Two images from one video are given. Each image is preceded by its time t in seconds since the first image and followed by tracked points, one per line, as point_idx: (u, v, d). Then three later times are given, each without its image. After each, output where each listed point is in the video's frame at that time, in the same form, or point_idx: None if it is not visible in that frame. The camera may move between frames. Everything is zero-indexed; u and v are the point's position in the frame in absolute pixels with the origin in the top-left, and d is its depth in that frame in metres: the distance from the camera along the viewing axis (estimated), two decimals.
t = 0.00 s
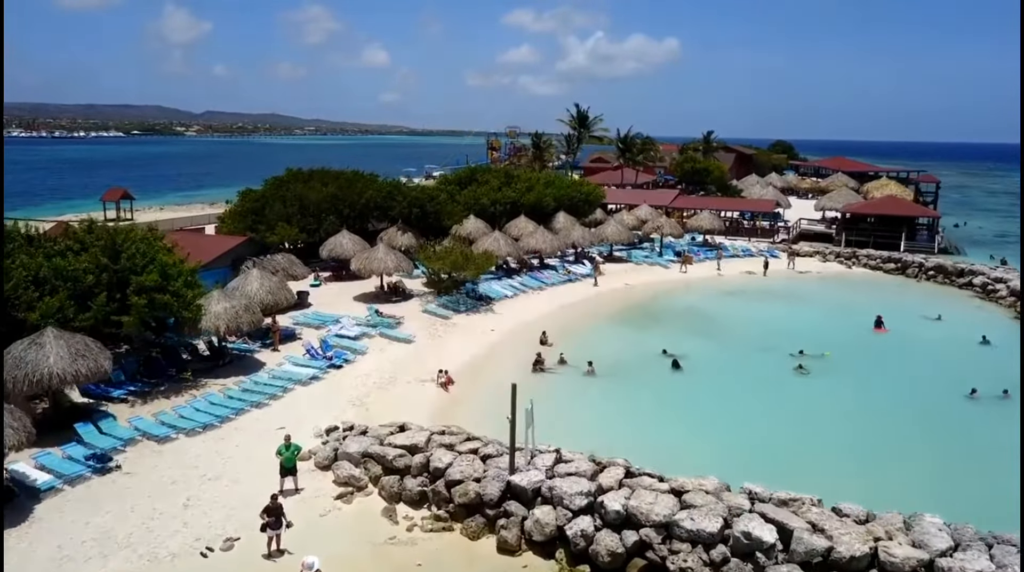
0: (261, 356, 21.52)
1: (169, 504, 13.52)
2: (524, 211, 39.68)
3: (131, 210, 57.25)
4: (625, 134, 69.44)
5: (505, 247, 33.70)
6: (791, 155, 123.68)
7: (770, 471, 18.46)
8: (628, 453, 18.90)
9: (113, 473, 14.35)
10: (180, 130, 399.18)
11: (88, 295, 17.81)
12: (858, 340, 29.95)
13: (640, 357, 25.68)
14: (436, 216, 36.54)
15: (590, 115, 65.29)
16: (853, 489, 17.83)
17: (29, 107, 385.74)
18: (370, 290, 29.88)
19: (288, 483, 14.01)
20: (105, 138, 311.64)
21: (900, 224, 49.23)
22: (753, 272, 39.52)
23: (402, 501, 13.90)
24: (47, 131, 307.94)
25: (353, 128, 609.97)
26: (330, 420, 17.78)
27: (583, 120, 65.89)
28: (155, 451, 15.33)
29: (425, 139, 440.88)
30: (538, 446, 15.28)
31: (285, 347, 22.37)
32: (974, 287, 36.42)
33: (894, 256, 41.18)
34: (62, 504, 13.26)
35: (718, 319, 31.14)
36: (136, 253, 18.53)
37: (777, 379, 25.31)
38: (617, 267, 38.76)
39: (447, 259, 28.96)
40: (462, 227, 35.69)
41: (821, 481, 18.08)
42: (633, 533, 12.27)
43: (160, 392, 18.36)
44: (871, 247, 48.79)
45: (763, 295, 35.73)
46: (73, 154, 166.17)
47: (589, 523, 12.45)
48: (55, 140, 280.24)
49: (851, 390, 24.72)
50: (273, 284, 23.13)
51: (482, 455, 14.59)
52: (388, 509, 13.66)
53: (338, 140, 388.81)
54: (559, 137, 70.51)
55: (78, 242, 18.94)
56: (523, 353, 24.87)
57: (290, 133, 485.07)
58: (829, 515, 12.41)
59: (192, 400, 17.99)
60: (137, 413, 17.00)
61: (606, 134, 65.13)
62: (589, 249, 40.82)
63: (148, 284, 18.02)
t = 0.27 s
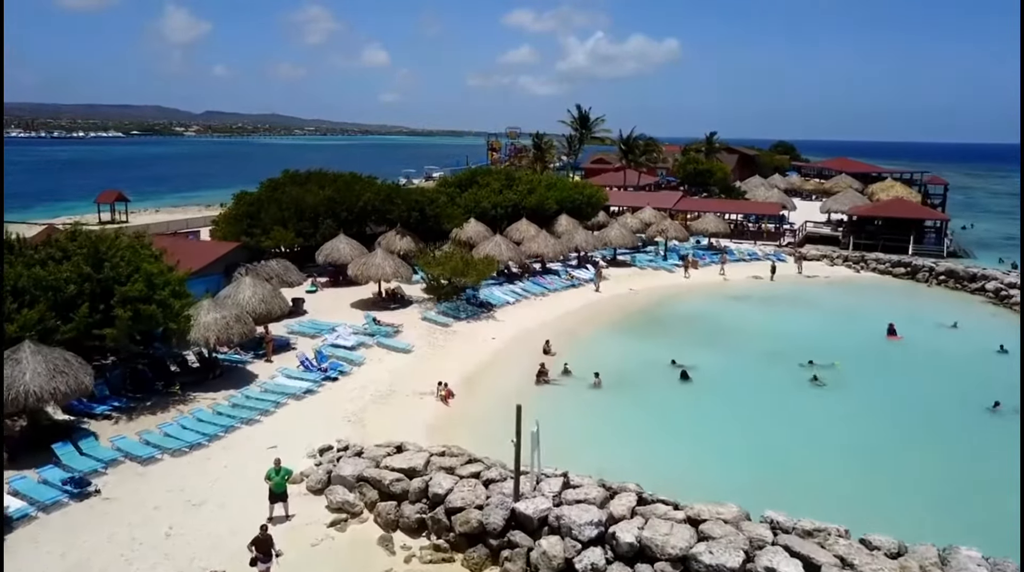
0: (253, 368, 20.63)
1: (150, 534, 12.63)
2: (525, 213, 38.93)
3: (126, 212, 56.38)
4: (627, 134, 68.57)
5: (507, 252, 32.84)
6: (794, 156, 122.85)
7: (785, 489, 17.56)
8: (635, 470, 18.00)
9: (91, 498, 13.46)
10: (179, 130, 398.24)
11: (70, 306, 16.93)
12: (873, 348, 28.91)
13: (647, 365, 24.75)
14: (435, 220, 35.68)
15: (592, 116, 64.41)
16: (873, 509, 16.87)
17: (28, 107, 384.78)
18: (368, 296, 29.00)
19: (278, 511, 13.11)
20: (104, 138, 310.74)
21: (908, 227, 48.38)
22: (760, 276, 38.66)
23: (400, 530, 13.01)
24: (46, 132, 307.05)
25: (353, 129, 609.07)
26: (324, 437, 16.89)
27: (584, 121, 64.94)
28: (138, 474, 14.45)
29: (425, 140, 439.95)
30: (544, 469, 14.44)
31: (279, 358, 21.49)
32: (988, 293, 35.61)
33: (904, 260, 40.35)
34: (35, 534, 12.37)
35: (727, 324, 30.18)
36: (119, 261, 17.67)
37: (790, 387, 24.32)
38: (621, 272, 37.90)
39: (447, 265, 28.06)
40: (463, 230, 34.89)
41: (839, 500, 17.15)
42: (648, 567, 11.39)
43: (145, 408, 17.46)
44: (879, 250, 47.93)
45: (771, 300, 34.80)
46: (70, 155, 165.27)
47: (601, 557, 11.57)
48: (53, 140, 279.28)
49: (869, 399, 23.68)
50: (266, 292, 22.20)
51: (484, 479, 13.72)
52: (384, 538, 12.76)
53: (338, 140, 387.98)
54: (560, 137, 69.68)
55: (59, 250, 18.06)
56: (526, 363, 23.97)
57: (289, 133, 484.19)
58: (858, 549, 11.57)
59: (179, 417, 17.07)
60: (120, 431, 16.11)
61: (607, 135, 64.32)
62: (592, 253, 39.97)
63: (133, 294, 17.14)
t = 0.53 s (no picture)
0: (244, 381, 19.75)
1: (128, 568, 11.75)
2: (526, 217, 38.27)
3: (121, 215, 55.53)
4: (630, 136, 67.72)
5: (508, 257, 31.99)
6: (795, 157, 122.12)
7: (801, 509, 16.76)
8: (643, 490, 17.17)
9: (66, 528, 12.60)
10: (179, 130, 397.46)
11: (48, 319, 16.07)
12: (883, 355, 28.12)
13: (653, 375, 23.88)
14: (434, 224, 34.86)
15: (594, 117, 63.56)
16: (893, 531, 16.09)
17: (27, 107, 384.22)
18: (365, 303, 28.13)
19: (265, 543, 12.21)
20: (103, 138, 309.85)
21: (916, 230, 47.55)
22: (767, 281, 37.80)
23: (397, 563, 12.09)
24: (45, 132, 306.20)
25: (353, 129, 608.72)
26: (317, 458, 16.00)
27: (586, 122, 64.03)
28: (118, 501, 13.58)
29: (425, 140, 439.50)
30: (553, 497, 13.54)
31: (271, 371, 20.61)
32: (1002, 299, 34.76)
33: (914, 265, 39.50)
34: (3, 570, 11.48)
35: (734, 330, 29.31)
36: (102, 271, 16.85)
37: (800, 396, 23.47)
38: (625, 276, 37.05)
39: (446, 272, 27.19)
40: (463, 234, 34.24)
41: (857, 521, 16.36)
42: None
43: (129, 425, 16.66)
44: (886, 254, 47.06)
45: (779, 305, 33.89)
46: (69, 155, 164.41)
47: None
48: (53, 140, 278.47)
49: (881, 409, 22.89)
50: (259, 302, 21.32)
51: (487, 508, 12.83)
52: None
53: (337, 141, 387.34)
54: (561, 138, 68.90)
55: (38, 260, 17.18)
56: (530, 374, 23.05)
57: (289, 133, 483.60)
58: None
59: (164, 436, 16.19)
60: (100, 452, 15.25)
61: (609, 137, 63.60)
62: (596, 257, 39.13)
63: (115, 306, 16.29)
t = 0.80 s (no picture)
0: (235, 396, 18.84)
1: None
2: (528, 220, 37.55)
3: (115, 217, 54.64)
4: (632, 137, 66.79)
5: (510, 262, 31.13)
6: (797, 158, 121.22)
7: (820, 528, 16.04)
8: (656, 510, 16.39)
9: (38, 563, 11.71)
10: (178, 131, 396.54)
11: (25, 333, 15.20)
12: (891, 360, 27.43)
13: (659, 385, 23.06)
14: (435, 228, 33.82)
15: (596, 119, 62.66)
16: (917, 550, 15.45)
17: (26, 107, 383.42)
18: (363, 311, 27.26)
19: None
20: (102, 139, 308.88)
21: (925, 234, 46.66)
22: (775, 286, 36.92)
23: None
24: (45, 132, 305.37)
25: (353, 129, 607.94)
26: (309, 481, 15.09)
27: (588, 123, 63.09)
28: (95, 531, 12.69)
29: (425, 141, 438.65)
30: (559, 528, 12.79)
31: (263, 384, 19.73)
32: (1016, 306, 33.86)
33: (924, 269, 38.63)
34: None
35: (740, 337, 28.49)
36: (83, 282, 16.01)
37: (811, 404, 22.71)
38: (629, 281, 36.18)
39: (446, 279, 26.31)
40: (463, 238, 33.63)
41: (878, 540, 15.70)
42: None
43: (111, 444, 15.80)
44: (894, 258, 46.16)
45: (787, 312, 32.91)
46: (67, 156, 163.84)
47: None
48: (52, 141, 277.68)
49: (893, 417, 22.21)
50: (251, 312, 20.43)
51: (489, 541, 12.06)
52: None
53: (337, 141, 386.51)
54: (562, 140, 68.06)
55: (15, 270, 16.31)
56: (533, 386, 22.13)
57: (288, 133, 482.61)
58: None
59: (147, 457, 15.27)
60: (79, 476, 14.35)
61: (611, 138, 62.78)
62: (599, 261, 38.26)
63: (96, 319, 15.41)
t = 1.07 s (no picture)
0: (224, 413, 17.97)
1: None
2: (530, 224, 36.71)
3: (110, 219, 53.84)
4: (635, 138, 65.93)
5: (511, 268, 30.28)
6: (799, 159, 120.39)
7: (841, 542, 15.42)
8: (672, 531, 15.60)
9: None
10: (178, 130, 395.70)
11: None
12: (894, 364, 26.89)
13: (663, 397, 22.21)
14: (434, 233, 32.85)
15: (597, 119, 61.81)
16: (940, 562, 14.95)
17: (25, 107, 382.61)
18: (360, 319, 26.40)
19: None
20: (102, 139, 308.27)
21: (933, 237, 45.79)
22: (782, 292, 36.06)
23: None
24: (44, 132, 304.63)
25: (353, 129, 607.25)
26: (300, 510, 14.19)
27: (590, 124, 62.20)
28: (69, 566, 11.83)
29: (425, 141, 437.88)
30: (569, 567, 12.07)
31: (255, 400, 18.86)
32: None
33: (935, 274, 37.77)
34: None
35: (742, 344, 27.71)
36: (61, 296, 15.17)
37: (817, 411, 22.05)
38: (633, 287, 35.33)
39: (446, 286, 25.45)
40: (464, 242, 32.81)
41: (878, 540, 15.55)
42: None
43: (92, 467, 14.94)
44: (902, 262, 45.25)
45: (796, 319, 31.87)
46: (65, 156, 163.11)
47: None
48: (51, 141, 277.00)
49: (901, 422, 21.68)
50: (242, 324, 19.55)
51: None
52: None
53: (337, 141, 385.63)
54: (564, 140, 67.21)
55: None
56: (536, 400, 21.24)
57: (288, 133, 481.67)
58: None
59: (129, 482, 14.36)
60: (56, 503, 13.50)
61: (613, 139, 61.95)
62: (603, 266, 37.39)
63: (76, 334, 14.53)
